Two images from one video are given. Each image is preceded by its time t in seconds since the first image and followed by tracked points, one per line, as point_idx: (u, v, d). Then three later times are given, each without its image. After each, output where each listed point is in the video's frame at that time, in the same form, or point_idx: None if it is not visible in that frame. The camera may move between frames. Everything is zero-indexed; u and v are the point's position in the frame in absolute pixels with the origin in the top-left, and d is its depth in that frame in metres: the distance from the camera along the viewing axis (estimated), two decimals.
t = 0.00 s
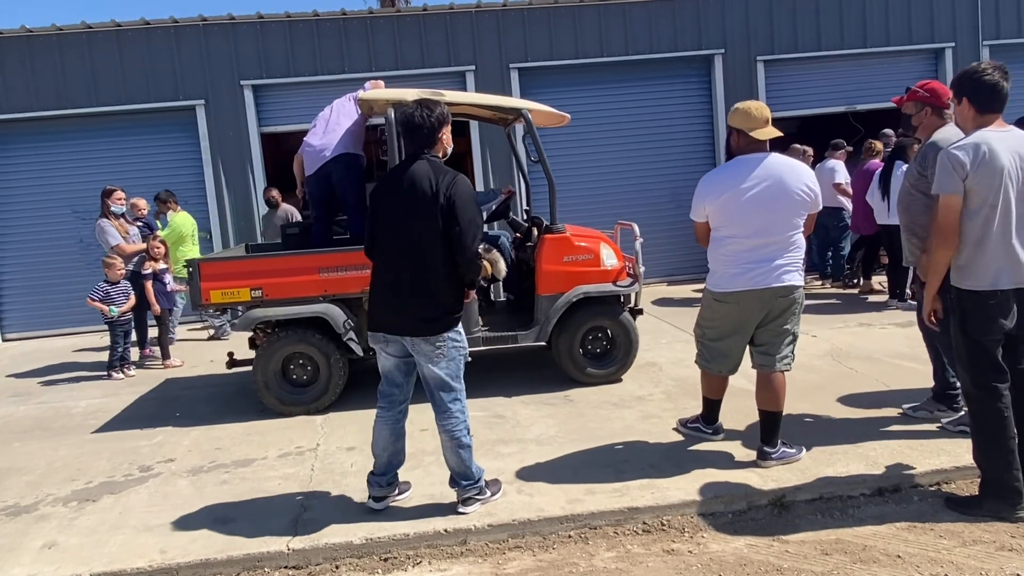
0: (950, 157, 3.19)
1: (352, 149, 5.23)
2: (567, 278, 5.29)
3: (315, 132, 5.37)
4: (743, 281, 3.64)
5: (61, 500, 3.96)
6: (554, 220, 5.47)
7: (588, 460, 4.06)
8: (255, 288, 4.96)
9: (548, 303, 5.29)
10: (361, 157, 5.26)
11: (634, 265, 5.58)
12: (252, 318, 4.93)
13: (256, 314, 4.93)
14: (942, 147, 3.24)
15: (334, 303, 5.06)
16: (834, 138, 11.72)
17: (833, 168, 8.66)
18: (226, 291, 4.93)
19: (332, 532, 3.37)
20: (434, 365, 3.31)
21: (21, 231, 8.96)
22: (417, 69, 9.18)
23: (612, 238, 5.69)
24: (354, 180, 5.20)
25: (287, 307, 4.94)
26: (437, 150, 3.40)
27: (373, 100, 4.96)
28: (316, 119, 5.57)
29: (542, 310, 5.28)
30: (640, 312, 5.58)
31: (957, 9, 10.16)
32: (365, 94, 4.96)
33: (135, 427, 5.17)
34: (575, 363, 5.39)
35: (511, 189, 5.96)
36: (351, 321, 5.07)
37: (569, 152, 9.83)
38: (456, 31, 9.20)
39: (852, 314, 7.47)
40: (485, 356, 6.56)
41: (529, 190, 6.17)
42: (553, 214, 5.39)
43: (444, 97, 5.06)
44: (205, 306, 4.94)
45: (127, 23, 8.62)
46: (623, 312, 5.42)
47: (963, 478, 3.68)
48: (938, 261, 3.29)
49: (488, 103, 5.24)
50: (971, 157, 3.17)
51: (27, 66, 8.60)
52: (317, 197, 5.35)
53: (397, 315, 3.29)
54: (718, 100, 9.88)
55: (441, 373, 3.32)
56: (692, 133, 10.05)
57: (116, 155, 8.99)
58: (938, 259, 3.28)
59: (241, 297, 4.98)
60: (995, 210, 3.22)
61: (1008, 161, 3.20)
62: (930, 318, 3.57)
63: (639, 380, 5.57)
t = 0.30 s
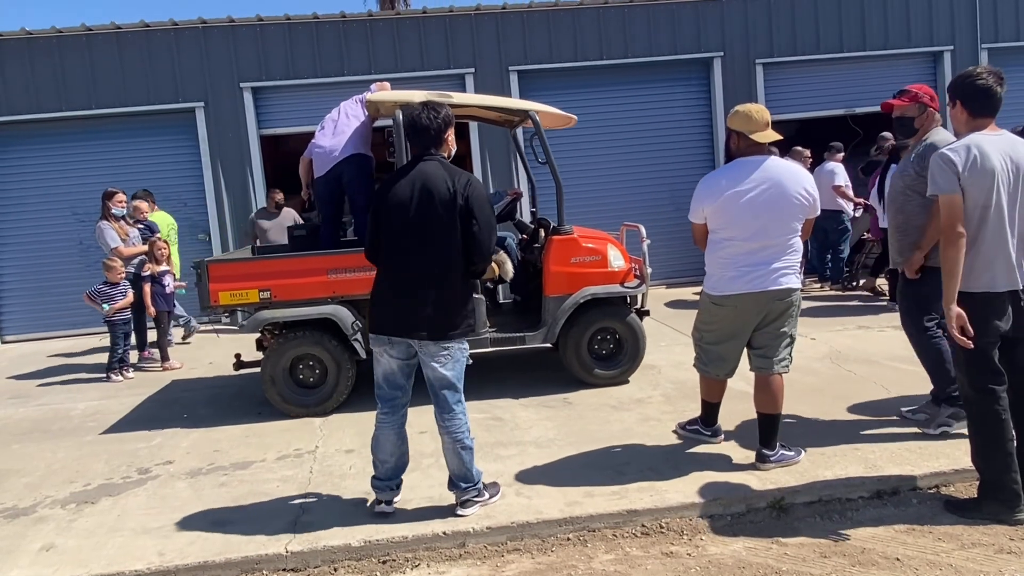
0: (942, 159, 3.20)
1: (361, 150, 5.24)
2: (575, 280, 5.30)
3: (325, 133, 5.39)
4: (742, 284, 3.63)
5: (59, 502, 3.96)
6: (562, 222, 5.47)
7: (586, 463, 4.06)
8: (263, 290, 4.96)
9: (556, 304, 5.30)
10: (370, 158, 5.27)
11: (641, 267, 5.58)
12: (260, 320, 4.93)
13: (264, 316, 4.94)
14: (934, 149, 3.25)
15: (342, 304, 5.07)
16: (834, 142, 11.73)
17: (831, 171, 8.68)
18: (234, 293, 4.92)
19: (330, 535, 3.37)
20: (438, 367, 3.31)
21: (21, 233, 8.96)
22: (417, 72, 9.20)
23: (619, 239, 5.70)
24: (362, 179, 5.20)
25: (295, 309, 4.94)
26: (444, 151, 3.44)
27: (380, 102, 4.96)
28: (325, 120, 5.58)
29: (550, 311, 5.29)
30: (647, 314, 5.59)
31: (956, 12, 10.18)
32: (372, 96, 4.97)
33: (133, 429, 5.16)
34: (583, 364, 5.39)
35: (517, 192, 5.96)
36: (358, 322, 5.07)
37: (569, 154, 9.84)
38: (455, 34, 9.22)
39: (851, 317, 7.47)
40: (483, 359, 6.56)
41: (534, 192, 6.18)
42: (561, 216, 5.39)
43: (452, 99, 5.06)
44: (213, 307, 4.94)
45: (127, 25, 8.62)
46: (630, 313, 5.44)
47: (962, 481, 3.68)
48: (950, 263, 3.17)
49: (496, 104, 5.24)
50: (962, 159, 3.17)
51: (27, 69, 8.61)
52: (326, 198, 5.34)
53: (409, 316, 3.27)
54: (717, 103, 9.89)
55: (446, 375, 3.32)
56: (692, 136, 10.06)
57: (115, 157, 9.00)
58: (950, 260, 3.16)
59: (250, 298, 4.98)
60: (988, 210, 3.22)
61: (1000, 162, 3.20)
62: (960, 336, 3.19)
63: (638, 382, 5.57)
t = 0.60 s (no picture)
0: (940, 163, 3.21)
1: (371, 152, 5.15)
2: (589, 282, 5.30)
3: (336, 137, 5.34)
4: (740, 287, 3.63)
5: (58, 505, 3.96)
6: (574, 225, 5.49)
7: (586, 466, 4.06)
8: (278, 291, 4.98)
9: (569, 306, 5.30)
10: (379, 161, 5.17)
11: (654, 269, 5.60)
12: (275, 321, 4.94)
13: (279, 317, 4.95)
14: (933, 153, 3.26)
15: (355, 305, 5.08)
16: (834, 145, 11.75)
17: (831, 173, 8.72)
18: (250, 294, 4.95)
19: (330, 538, 3.36)
20: (432, 371, 3.33)
21: (20, 235, 8.96)
22: (417, 75, 9.21)
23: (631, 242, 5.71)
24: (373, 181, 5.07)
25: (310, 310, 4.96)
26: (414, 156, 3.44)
27: (396, 104, 4.99)
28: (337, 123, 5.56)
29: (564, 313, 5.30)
30: (660, 316, 5.59)
31: (955, 16, 10.20)
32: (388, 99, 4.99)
33: (132, 432, 5.16)
34: (596, 365, 5.40)
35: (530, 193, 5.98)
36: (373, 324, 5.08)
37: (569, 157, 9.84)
38: (455, 38, 9.23)
39: (851, 320, 7.47)
40: (483, 362, 6.56)
41: (546, 195, 6.21)
42: (574, 217, 5.41)
43: (467, 101, 5.09)
44: (228, 307, 4.97)
45: (127, 28, 8.63)
46: (643, 315, 5.46)
47: (962, 485, 3.68)
48: (938, 270, 3.20)
49: (512, 107, 5.26)
50: (960, 163, 3.18)
51: (28, 71, 8.62)
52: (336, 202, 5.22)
53: (407, 321, 3.27)
54: (717, 106, 9.91)
55: (442, 376, 3.34)
56: (691, 139, 10.07)
57: (115, 159, 9.00)
58: (938, 266, 3.20)
59: (265, 300, 4.99)
60: (984, 216, 3.22)
61: (998, 167, 3.20)
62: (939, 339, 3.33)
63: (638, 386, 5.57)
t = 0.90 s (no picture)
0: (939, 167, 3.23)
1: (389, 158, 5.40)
2: (601, 284, 5.31)
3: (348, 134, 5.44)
4: (736, 292, 3.65)
5: (58, 507, 3.96)
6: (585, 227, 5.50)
7: (586, 469, 4.06)
8: (294, 292, 5.01)
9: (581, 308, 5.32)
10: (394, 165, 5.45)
11: (666, 273, 5.61)
12: (291, 322, 4.96)
13: (294, 317, 4.97)
14: (933, 157, 3.28)
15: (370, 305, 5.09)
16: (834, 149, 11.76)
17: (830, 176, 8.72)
18: (265, 294, 5.00)
19: (329, 541, 3.36)
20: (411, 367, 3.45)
21: (20, 237, 8.97)
22: (417, 77, 9.23)
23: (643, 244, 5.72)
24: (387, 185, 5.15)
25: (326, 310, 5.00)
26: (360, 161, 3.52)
27: (410, 107, 5.01)
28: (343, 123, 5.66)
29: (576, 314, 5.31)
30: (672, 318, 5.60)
31: (954, 20, 10.22)
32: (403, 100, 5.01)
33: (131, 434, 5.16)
34: (609, 365, 5.42)
35: (542, 194, 6.00)
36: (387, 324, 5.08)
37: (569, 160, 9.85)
38: (455, 41, 9.25)
39: (850, 324, 7.47)
40: (482, 365, 6.56)
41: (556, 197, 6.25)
42: (588, 220, 5.43)
43: (481, 104, 5.12)
44: (244, 308, 5.04)
45: (127, 30, 8.65)
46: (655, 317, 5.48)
47: (961, 488, 3.69)
48: (925, 271, 3.38)
49: (527, 110, 5.28)
50: (959, 168, 3.20)
51: (28, 73, 8.63)
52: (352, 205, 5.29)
53: (383, 322, 3.35)
54: (716, 109, 9.92)
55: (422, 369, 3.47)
56: (691, 143, 10.09)
57: (115, 162, 9.01)
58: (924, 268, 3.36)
59: (280, 301, 5.03)
60: (983, 220, 3.23)
61: (999, 172, 3.21)
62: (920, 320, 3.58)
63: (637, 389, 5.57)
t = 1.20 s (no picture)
0: (938, 170, 3.23)
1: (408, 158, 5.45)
2: (615, 283, 5.32)
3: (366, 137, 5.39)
4: (735, 293, 3.66)
5: (57, 507, 3.95)
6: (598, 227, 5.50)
7: (585, 470, 4.06)
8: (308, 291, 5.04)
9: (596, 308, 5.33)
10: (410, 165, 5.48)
11: (679, 273, 5.60)
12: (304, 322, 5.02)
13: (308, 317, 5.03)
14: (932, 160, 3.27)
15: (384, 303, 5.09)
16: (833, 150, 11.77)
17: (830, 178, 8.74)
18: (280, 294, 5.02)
19: (328, 542, 3.36)
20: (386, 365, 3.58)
21: (19, 237, 8.96)
22: (417, 78, 9.23)
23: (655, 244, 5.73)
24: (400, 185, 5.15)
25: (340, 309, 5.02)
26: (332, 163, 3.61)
27: (424, 106, 5.02)
28: (349, 121, 5.56)
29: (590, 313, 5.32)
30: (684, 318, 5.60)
31: (954, 22, 10.23)
32: (416, 100, 5.02)
33: (130, 435, 5.15)
34: (622, 365, 5.43)
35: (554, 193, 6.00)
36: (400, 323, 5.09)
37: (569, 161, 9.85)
38: (455, 42, 9.25)
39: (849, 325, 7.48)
40: (481, 366, 6.55)
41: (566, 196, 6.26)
42: (601, 219, 5.43)
43: (495, 104, 5.13)
44: (259, 308, 5.04)
45: (127, 31, 8.65)
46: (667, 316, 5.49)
47: (960, 489, 3.69)
48: (930, 275, 3.33)
49: (540, 110, 5.29)
50: (958, 170, 3.20)
51: (28, 74, 8.63)
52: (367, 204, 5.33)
53: (368, 318, 3.41)
54: (716, 110, 9.92)
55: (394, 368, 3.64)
56: (691, 144, 10.09)
57: (115, 162, 9.01)
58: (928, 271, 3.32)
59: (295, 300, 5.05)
60: (983, 222, 3.24)
61: (997, 173, 3.22)
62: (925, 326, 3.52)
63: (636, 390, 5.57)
